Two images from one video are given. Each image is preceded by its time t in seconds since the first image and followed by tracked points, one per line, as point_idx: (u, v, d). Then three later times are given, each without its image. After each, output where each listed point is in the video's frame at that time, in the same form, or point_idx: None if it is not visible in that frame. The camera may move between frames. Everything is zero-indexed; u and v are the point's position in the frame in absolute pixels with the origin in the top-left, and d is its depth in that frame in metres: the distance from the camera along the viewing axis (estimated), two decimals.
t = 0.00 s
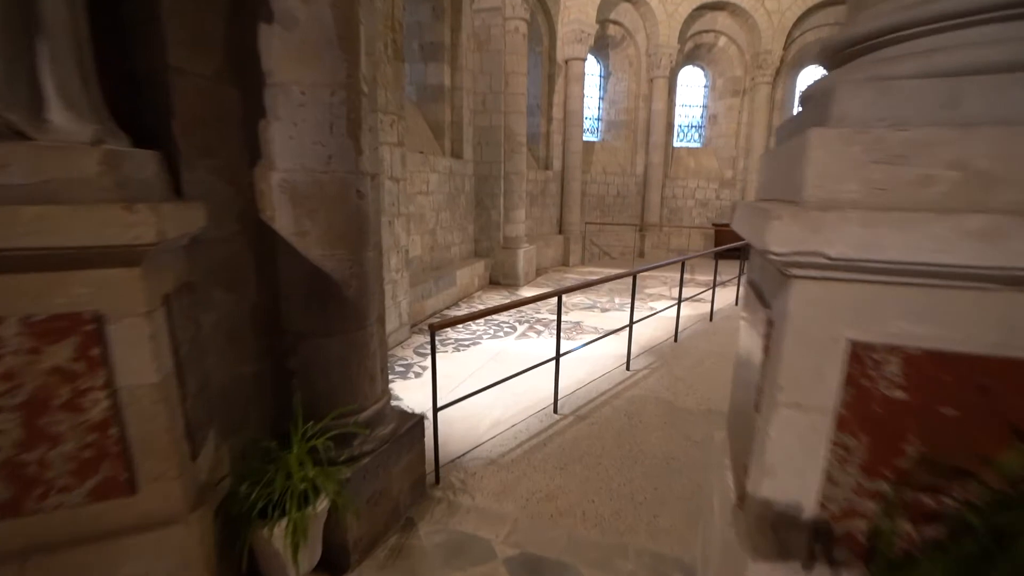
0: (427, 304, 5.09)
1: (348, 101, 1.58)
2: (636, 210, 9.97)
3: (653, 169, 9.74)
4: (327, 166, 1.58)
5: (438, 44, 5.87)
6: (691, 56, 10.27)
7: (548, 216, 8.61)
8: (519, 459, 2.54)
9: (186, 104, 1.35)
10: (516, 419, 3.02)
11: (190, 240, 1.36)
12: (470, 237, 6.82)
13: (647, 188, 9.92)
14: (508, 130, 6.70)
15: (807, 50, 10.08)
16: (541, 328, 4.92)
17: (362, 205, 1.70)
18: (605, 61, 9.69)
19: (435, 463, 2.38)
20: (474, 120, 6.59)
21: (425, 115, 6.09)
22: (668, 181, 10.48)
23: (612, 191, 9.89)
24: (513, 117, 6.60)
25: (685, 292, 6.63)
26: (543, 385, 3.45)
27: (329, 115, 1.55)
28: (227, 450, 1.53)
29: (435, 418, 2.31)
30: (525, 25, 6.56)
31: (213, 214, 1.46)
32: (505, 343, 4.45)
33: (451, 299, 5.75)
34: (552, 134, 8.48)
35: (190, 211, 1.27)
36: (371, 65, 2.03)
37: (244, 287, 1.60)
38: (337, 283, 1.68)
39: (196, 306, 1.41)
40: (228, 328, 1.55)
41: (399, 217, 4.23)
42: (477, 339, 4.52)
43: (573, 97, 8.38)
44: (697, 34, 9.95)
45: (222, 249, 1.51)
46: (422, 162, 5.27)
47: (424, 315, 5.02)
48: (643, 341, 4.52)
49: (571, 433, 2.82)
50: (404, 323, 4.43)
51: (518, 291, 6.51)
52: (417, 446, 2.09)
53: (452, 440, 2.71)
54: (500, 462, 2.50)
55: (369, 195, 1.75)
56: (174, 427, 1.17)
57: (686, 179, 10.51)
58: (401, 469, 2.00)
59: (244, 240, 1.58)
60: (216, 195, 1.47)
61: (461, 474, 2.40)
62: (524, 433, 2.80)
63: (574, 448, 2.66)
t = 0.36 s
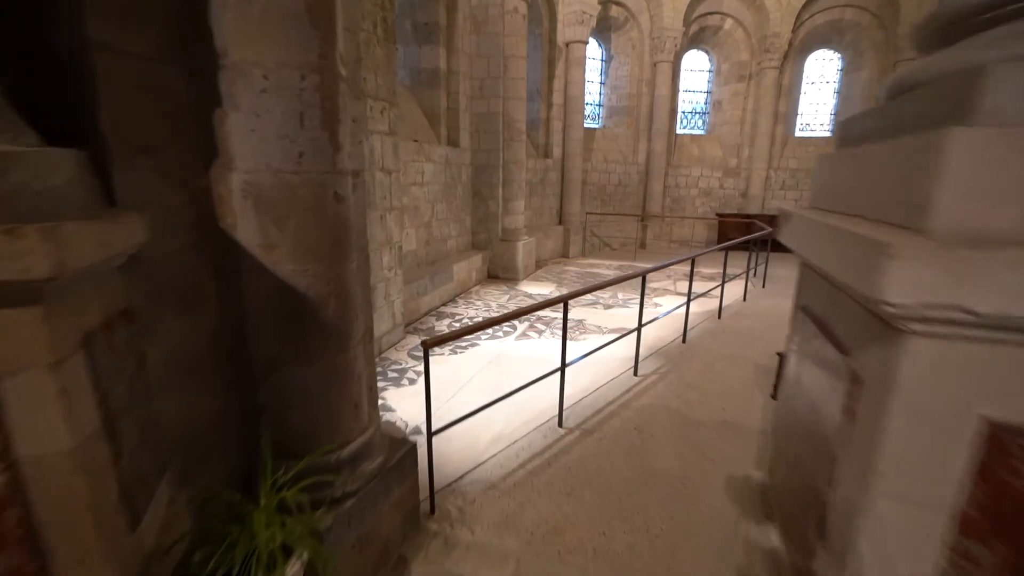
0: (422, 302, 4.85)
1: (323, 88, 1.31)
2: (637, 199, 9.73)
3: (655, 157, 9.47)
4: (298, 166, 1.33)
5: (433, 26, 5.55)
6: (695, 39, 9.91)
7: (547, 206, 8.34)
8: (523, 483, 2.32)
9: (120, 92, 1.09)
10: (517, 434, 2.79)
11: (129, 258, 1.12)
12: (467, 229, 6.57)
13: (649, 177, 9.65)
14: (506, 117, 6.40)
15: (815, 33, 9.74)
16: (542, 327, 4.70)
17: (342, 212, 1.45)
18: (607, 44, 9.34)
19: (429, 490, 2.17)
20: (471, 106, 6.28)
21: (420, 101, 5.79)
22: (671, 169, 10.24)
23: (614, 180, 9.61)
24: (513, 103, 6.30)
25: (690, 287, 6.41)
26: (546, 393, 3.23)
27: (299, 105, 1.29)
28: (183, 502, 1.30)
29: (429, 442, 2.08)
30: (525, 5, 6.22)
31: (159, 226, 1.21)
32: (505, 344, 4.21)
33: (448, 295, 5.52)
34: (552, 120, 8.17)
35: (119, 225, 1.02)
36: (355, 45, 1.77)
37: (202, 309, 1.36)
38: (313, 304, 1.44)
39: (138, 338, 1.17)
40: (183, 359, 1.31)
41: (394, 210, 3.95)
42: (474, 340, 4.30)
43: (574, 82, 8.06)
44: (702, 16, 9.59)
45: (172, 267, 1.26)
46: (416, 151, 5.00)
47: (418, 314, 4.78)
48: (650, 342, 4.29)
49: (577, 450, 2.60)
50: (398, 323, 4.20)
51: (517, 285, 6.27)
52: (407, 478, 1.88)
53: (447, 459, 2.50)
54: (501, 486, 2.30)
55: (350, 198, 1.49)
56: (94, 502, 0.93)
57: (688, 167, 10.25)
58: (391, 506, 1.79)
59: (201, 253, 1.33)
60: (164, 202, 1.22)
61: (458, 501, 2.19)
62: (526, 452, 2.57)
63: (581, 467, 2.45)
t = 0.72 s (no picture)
0: (418, 309, 4.63)
1: (288, 89, 1.09)
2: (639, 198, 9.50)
3: (658, 155, 9.25)
4: (259, 183, 1.10)
5: (429, 18, 5.30)
6: (699, 33, 9.66)
7: (547, 206, 8.11)
8: (527, 522, 2.11)
9: (28, 89, 0.84)
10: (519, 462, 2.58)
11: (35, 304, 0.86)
12: (464, 230, 6.33)
13: (651, 175, 9.44)
14: (505, 114, 6.17)
15: (821, 28, 9.55)
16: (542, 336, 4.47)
17: (315, 235, 1.22)
18: (608, 39, 9.09)
19: (422, 536, 1.95)
20: (469, 102, 6.04)
21: (415, 98, 5.55)
22: (673, 167, 10.03)
23: (615, 178, 9.38)
24: (512, 99, 6.07)
25: (695, 290, 6.21)
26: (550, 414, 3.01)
27: (258, 109, 1.06)
28: None
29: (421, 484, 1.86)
30: None
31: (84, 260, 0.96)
32: (504, 356, 4.00)
33: (446, 301, 5.29)
34: (552, 117, 7.92)
35: (12, 263, 0.76)
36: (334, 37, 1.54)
37: (148, 356, 1.12)
38: (280, 345, 1.21)
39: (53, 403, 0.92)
40: (122, 420, 1.07)
41: (388, 215, 3.73)
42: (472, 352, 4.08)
43: (574, 77, 7.82)
44: (706, 10, 9.34)
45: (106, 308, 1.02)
46: (411, 150, 4.76)
47: (413, 322, 4.56)
48: (657, 354, 4.07)
49: (585, 482, 2.39)
50: (392, 334, 3.98)
51: (517, 289, 6.04)
52: (395, 530, 1.66)
53: (444, 496, 2.28)
54: (502, 527, 2.08)
55: (326, 219, 1.27)
56: None
57: (691, 165, 10.04)
58: (379, 564, 1.57)
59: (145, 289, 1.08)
60: (94, 229, 0.97)
61: (454, 546, 1.97)
62: (530, 484, 2.36)
63: (591, 503, 2.23)
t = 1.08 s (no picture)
0: (412, 323, 4.43)
1: (236, 96, 0.88)
2: (640, 203, 9.31)
3: (660, 159, 9.06)
4: (199, 214, 0.89)
5: (425, 19, 5.12)
6: (701, 35, 9.50)
7: (546, 212, 7.91)
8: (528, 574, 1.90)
9: None
10: (518, 500, 2.37)
11: None
12: (462, 238, 6.12)
13: (653, 180, 9.25)
14: (504, 118, 5.93)
15: (825, 29, 9.39)
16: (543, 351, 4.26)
17: (275, 272, 1.01)
18: (609, 41, 8.92)
19: None
20: (466, 106, 5.84)
21: (410, 101, 5.36)
22: (675, 171, 9.83)
23: (616, 183, 9.19)
24: (510, 103, 5.88)
25: (700, 300, 6.00)
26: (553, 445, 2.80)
27: (197, 122, 0.85)
28: None
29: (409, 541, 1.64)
30: None
31: None
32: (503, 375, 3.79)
33: (442, 312, 5.08)
34: (552, 120, 7.73)
35: None
36: (303, 35, 1.33)
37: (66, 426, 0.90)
38: (231, 407, 1.00)
39: None
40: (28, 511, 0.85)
41: (379, 226, 3.53)
42: (469, 371, 3.86)
43: (575, 79, 7.64)
44: (708, 11, 9.18)
45: None
46: (405, 157, 4.57)
47: (406, 337, 4.35)
48: (664, 373, 3.86)
49: (591, 523, 2.17)
50: (384, 351, 3.77)
51: (516, 299, 5.83)
52: None
53: (436, 545, 2.06)
54: None
55: (291, 250, 1.06)
56: None
57: (693, 169, 9.85)
58: None
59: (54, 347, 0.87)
60: None
61: None
62: (530, 527, 2.14)
63: (599, 550, 2.02)
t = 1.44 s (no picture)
0: (407, 348, 4.23)
1: (168, 121, 0.71)
2: (642, 220, 9.18)
3: (661, 176, 8.94)
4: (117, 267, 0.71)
5: (424, 36, 5.05)
6: (701, 52, 9.48)
7: (547, 229, 7.75)
8: None
9: None
10: (521, 554, 2.17)
11: None
12: (460, 258, 5.93)
13: (654, 197, 9.12)
14: (503, 135, 5.79)
15: (825, 46, 9.37)
16: (545, 380, 4.05)
17: (222, 334, 0.82)
18: (609, 58, 8.89)
19: None
20: (465, 123, 5.72)
21: (407, 119, 5.23)
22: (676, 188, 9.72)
23: (617, 200, 9.05)
24: (510, 120, 5.75)
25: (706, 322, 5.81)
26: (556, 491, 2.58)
27: (116, 153, 0.68)
28: None
29: None
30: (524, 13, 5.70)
31: None
32: (504, 407, 3.57)
33: (439, 337, 4.87)
34: (552, 137, 7.62)
35: None
36: (273, 47, 1.17)
37: None
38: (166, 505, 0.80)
39: None
40: None
41: (374, 248, 3.36)
42: (467, 402, 3.64)
43: (575, 96, 7.57)
44: (708, 29, 9.17)
45: None
46: (401, 175, 4.42)
47: (402, 364, 4.15)
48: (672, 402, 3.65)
49: None
50: (377, 380, 3.57)
51: (517, 322, 5.63)
52: None
53: None
54: None
55: (248, 302, 0.88)
56: None
57: (695, 186, 9.74)
58: None
59: None
60: None
61: None
62: None
63: None
